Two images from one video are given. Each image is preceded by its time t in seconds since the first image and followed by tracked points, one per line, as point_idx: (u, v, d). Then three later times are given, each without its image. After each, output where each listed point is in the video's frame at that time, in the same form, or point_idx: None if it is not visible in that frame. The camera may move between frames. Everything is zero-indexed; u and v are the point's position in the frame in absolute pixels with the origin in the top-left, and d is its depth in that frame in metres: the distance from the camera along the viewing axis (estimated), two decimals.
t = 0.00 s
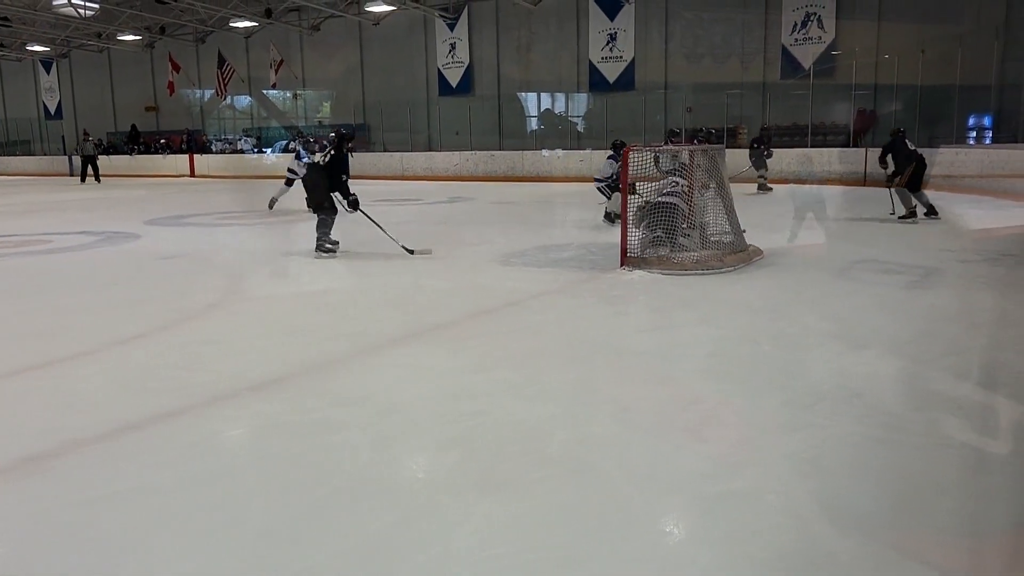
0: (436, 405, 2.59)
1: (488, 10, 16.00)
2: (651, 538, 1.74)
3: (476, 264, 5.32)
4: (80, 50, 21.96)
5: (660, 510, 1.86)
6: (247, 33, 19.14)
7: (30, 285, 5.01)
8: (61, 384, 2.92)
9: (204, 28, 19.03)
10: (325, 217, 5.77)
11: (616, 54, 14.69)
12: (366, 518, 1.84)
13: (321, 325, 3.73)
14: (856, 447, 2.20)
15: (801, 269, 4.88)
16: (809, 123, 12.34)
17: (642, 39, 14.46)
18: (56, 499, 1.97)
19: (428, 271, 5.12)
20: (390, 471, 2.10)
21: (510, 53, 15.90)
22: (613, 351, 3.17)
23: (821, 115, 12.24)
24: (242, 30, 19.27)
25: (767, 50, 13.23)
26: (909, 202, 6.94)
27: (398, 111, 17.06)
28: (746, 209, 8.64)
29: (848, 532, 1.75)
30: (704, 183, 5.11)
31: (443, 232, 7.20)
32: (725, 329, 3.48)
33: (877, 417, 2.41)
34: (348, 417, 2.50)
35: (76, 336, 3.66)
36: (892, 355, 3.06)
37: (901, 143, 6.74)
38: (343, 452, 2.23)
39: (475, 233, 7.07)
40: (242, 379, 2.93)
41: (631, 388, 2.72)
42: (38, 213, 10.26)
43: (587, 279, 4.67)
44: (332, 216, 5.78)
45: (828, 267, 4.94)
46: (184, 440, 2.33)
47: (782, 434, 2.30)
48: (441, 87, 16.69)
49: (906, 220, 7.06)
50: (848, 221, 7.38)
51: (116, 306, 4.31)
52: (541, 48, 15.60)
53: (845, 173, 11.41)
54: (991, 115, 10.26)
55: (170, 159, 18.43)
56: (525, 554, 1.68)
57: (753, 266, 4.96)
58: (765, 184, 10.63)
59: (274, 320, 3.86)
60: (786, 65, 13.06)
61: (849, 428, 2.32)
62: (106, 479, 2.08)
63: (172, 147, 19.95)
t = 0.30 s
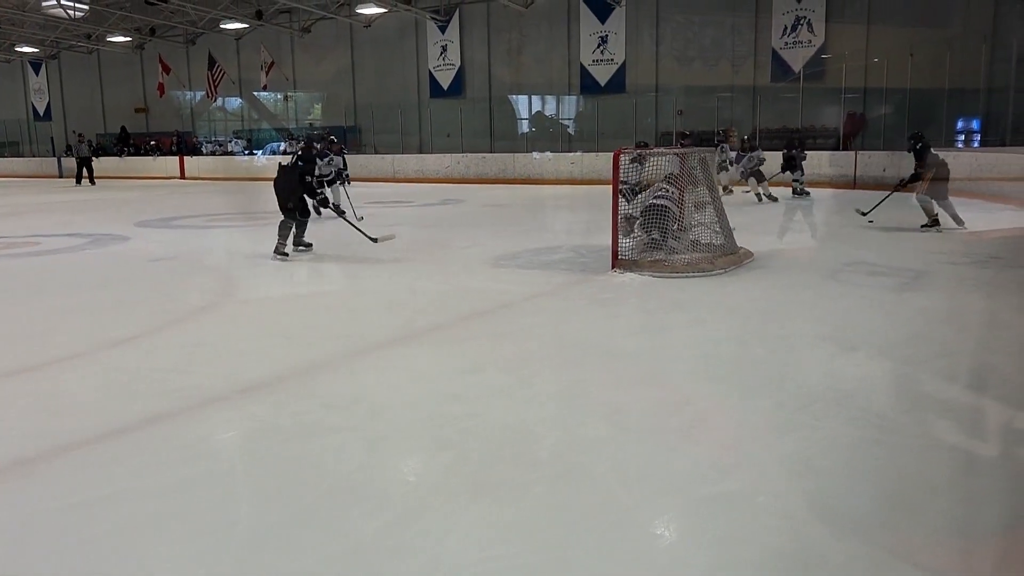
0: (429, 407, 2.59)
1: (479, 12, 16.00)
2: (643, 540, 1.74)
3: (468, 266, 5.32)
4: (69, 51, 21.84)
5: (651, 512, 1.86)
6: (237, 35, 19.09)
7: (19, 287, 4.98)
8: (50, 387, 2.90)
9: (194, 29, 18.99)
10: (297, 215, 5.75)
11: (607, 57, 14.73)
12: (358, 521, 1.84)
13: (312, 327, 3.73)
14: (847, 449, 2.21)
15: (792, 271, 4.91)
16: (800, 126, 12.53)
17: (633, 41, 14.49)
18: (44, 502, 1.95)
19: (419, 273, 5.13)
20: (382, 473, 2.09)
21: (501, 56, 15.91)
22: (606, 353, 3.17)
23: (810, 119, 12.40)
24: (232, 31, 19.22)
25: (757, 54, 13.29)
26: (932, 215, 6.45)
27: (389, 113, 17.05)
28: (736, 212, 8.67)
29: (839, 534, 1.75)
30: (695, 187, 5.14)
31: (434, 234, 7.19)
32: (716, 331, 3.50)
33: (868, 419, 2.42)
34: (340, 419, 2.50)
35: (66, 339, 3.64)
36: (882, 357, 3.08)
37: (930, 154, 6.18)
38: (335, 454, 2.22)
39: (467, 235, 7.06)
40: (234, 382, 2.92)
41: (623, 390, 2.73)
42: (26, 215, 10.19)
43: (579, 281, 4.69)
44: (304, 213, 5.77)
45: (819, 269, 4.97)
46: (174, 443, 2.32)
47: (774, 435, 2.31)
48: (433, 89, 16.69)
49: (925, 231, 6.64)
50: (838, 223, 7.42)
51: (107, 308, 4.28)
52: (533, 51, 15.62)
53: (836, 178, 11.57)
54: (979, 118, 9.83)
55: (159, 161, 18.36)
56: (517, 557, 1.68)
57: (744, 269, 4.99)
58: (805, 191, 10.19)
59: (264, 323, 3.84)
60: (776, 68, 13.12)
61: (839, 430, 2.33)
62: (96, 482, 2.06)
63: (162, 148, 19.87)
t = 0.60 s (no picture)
0: (429, 412, 2.59)
1: (477, 17, 16.02)
2: (643, 544, 1.74)
3: (468, 271, 5.32)
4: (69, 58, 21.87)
5: (651, 517, 1.86)
6: (236, 41, 19.13)
7: (18, 293, 4.98)
8: (49, 393, 2.88)
9: (194, 36, 19.04)
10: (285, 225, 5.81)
11: (605, 62, 14.76)
12: (357, 526, 1.83)
13: (311, 332, 3.72)
14: (847, 454, 2.20)
15: (791, 276, 4.91)
16: (798, 131, 12.54)
17: (630, 47, 14.52)
18: (42, 508, 1.95)
19: (418, 278, 5.12)
20: (381, 478, 2.09)
21: (499, 61, 15.95)
22: (606, 358, 3.17)
23: (808, 123, 12.45)
24: (231, 37, 19.26)
25: (755, 59, 13.33)
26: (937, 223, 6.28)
27: (387, 119, 17.08)
28: (735, 217, 8.68)
29: (838, 539, 1.75)
30: (694, 191, 5.13)
31: (433, 240, 7.20)
32: (716, 336, 3.50)
33: (868, 424, 2.42)
34: (340, 424, 2.49)
35: (66, 344, 3.64)
36: (882, 361, 3.07)
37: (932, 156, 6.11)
38: (334, 459, 2.22)
39: (466, 240, 7.06)
40: (233, 387, 2.91)
41: (623, 395, 2.73)
42: (25, 221, 10.20)
43: (578, 286, 4.69)
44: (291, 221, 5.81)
45: (818, 274, 4.97)
46: (172, 449, 2.32)
47: (774, 440, 2.31)
48: (431, 95, 16.72)
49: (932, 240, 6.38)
50: (836, 228, 7.43)
51: (106, 314, 4.28)
52: (531, 57, 15.66)
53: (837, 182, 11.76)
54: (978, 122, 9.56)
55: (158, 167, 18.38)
56: (516, 562, 1.67)
57: (744, 273, 4.99)
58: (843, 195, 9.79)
59: (264, 329, 3.84)
60: (775, 73, 13.17)
61: (838, 435, 2.33)
62: (95, 488, 2.06)
63: (162, 154, 19.90)
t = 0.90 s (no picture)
0: (447, 415, 2.60)
1: (495, 20, 16.05)
2: (662, 550, 1.73)
3: (486, 275, 5.33)
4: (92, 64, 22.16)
5: (671, 521, 1.85)
6: (256, 47, 19.28)
7: (42, 297, 5.05)
8: (71, 397, 2.92)
9: (214, 42, 19.22)
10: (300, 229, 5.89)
11: (623, 64, 14.72)
12: (376, 530, 1.83)
13: (330, 336, 3.74)
14: (869, 458, 2.17)
15: (813, 278, 4.87)
16: (819, 132, 12.37)
17: (649, 49, 14.48)
18: (64, 511, 1.97)
19: (437, 282, 5.13)
20: (400, 481, 2.10)
21: (517, 64, 15.95)
22: (625, 362, 3.16)
23: (830, 124, 12.29)
24: (251, 43, 19.42)
25: (774, 60, 13.24)
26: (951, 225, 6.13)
27: (405, 123, 17.15)
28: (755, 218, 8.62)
29: (861, 545, 1.73)
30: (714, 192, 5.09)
31: (452, 243, 7.21)
32: (734, 339, 3.47)
33: (892, 428, 2.39)
34: (359, 428, 2.50)
35: (89, 348, 3.68)
36: (904, 364, 3.03)
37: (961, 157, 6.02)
38: (353, 463, 2.22)
39: (485, 243, 7.07)
40: (253, 390, 2.93)
41: (641, 397, 2.72)
42: (50, 226, 10.34)
43: (597, 289, 4.68)
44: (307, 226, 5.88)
45: (839, 276, 4.93)
46: (192, 452, 2.33)
47: (795, 444, 2.28)
48: (449, 99, 16.77)
49: (941, 243, 6.20)
50: (858, 229, 7.37)
51: (128, 318, 4.33)
52: (549, 60, 15.65)
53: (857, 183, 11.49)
54: (1002, 123, 10.13)
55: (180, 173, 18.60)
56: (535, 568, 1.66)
57: (764, 276, 4.95)
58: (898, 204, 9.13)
59: (282, 333, 3.86)
60: (794, 74, 13.06)
61: (859, 439, 2.30)
62: (119, 491, 2.08)
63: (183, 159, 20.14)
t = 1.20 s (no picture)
0: (468, 418, 2.60)
1: (514, 22, 16.08)
2: (685, 553, 1.71)
3: (506, 277, 5.33)
4: (115, 70, 22.44)
5: (692, 524, 1.84)
6: (277, 51, 19.43)
7: (68, 300, 5.11)
8: (96, 399, 2.95)
9: (235, 47, 19.40)
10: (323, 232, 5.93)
11: (643, 66, 14.68)
12: (396, 532, 1.84)
13: (350, 339, 3.75)
14: (893, 461, 2.15)
15: (835, 280, 4.82)
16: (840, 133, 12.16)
17: (669, 50, 14.44)
18: (89, 513, 1.99)
19: (456, 284, 5.14)
20: (420, 484, 2.10)
21: (537, 67, 15.95)
22: (646, 364, 3.14)
23: (851, 124, 12.10)
24: (272, 47, 19.57)
25: (796, 60, 13.15)
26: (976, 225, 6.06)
27: (425, 126, 17.21)
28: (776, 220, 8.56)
29: (885, 549, 1.70)
30: (735, 195, 5.08)
31: (471, 246, 7.22)
32: (756, 341, 3.45)
33: (916, 431, 2.36)
34: (379, 431, 2.50)
35: (113, 351, 3.72)
36: (929, 367, 2.99)
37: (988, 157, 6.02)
38: (373, 466, 2.23)
39: (504, 246, 7.08)
40: (275, 393, 2.95)
41: (662, 400, 2.71)
42: (75, 230, 10.48)
43: (616, 291, 4.66)
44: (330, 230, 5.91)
45: (862, 278, 4.88)
46: (214, 455, 2.35)
47: (819, 448, 2.26)
48: (468, 101, 16.81)
49: (970, 244, 6.10)
50: (881, 230, 7.30)
51: (151, 321, 4.38)
52: (569, 62, 15.64)
53: (880, 184, 11.45)
54: None
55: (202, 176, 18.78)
56: (556, 571, 1.66)
57: (786, 278, 4.91)
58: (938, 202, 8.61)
59: (302, 335, 3.88)
60: (816, 75, 12.97)
61: (883, 442, 2.28)
62: (143, 493, 2.10)
63: (205, 163, 20.34)
